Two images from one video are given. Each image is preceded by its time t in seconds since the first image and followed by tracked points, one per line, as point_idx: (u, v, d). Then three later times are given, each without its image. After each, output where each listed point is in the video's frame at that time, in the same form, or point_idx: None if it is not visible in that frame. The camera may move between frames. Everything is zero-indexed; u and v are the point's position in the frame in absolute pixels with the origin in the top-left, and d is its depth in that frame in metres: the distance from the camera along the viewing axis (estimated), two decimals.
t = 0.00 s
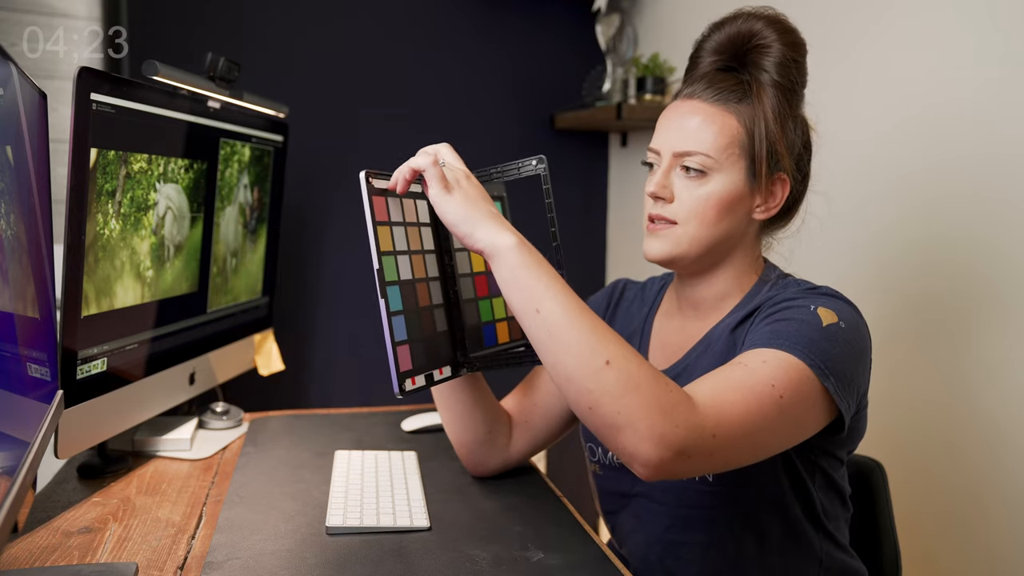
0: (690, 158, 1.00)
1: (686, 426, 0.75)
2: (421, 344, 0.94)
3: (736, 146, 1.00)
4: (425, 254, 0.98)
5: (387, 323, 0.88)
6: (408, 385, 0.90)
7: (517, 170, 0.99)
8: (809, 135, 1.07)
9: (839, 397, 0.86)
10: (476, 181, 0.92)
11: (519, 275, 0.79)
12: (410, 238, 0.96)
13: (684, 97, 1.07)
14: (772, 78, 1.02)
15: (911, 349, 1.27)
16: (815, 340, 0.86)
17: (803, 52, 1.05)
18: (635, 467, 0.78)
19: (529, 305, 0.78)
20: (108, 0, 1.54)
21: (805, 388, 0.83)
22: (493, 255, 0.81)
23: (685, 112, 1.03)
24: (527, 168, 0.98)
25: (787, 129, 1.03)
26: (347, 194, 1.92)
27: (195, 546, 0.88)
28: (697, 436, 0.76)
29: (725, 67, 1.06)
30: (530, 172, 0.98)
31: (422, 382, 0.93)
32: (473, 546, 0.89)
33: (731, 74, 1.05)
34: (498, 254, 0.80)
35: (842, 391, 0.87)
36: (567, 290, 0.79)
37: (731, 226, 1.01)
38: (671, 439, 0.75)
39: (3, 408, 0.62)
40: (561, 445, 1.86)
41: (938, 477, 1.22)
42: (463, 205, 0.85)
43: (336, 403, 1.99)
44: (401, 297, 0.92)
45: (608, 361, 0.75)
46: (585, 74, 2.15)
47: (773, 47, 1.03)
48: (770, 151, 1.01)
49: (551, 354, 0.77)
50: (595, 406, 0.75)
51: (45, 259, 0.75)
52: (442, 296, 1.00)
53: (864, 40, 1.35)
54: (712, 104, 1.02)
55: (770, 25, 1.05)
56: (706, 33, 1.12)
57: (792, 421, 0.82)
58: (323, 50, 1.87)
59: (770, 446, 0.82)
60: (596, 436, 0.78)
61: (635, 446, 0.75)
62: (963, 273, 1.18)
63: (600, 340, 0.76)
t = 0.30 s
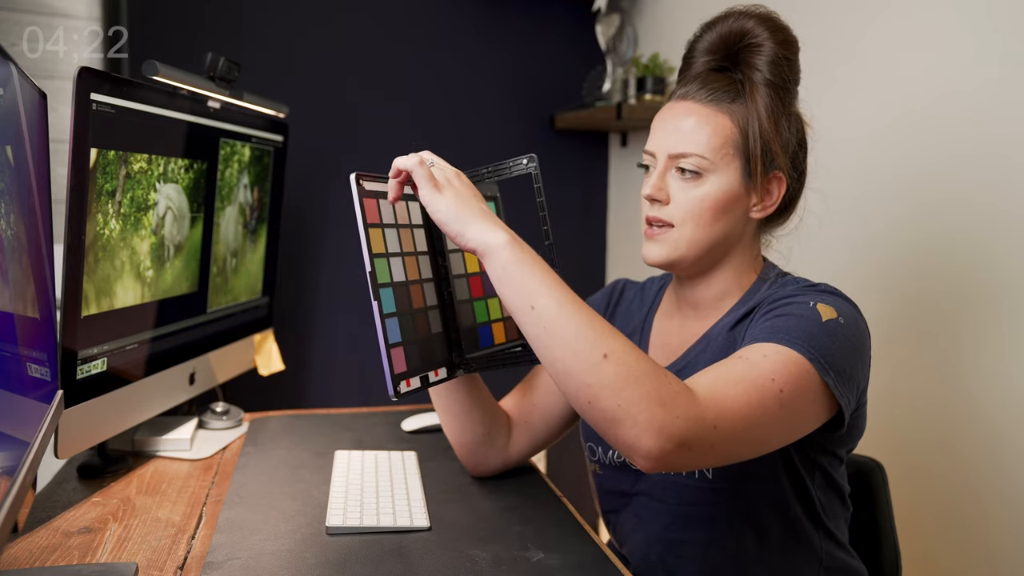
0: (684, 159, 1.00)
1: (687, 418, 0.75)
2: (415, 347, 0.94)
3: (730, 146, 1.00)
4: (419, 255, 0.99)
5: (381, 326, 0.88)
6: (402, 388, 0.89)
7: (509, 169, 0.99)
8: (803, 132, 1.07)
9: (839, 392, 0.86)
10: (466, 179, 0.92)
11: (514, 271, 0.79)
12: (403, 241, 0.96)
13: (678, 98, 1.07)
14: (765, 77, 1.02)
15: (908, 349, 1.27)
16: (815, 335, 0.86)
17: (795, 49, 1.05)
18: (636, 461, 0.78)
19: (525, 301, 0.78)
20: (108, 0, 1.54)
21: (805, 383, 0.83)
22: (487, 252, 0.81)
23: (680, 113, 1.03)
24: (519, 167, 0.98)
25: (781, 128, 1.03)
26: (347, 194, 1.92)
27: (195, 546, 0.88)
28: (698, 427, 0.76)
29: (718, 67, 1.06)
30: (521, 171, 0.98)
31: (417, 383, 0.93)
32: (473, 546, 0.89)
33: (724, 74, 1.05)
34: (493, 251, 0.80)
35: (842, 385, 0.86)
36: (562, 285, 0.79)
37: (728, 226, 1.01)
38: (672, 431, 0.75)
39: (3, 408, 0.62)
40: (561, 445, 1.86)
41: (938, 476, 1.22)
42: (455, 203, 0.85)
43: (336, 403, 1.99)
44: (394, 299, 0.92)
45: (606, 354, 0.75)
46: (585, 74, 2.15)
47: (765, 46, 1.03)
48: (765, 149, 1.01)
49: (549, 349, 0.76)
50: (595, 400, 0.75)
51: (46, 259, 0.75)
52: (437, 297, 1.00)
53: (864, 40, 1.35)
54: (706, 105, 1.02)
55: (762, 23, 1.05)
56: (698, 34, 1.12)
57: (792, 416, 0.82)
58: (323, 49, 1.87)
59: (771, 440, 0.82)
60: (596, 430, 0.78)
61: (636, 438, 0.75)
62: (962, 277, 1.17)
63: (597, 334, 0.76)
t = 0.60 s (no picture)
0: (682, 160, 1.00)
1: (685, 418, 0.75)
2: (416, 347, 0.94)
3: (727, 146, 1.00)
4: (421, 255, 0.99)
5: (381, 326, 0.88)
6: (403, 389, 0.89)
7: (513, 171, 0.99)
8: (801, 132, 1.07)
9: (839, 391, 0.86)
10: (464, 182, 0.92)
11: (512, 273, 0.79)
12: (404, 240, 0.96)
13: (675, 98, 1.07)
14: (762, 77, 1.02)
15: (906, 350, 1.27)
16: (814, 334, 0.86)
17: (792, 49, 1.05)
18: (636, 462, 0.78)
19: (523, 303, 0.78)
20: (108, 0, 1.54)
21: (804, 382, 0.83)
22: (484, 254, 0.81)
23: (677, 114, 1.03)
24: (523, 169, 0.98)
25: (779, 127, 1.03)
26: (347, 194, 1.92)
27: (195, 546, 0.88)
28: (697, 427, 0.76)
29: (716, 67, 1.06)
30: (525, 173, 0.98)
31: (417, 384, 0.93)
32: (473, 546, 0.89)
33: (722, 74, 1.05)
34: (490, 253, 0.80)
35: (841, 384, 0.87)
36: (560, 287, 0.79)
37: (726, 227, 1.01)
38: (671, 431, 0.75)
39: (3, 408, 0.62)
40: (561, 445, 1.86)
41: (938, 476, 1.22)
42: (453, 206, 0.85)
43: (336, 403, 1.99)
44: (396, 300, 0.92)
45: (604, 355, 0.75)
46: (585, 74, 2.15)
47: (762, 46, 1.04)
48: (763, 149, 1.01)
49: (546, 351, 0.76)
50: (593, 401, 0.75)
51: (46, 259, 0.75)
52: (438, 297, 1.00)
53: (863, 40, 1.35)
54: (704, 105, 1.02)
55: (759, 23, 1.05)
56: (696, 34, 1.12)
57: (792, 415, 0.82)
58: (323, 49, 1.87)
59: (770, 440, 0.82)
60: (595, 431, 0.77)
61: (635, 439, 0.75)
62: (960, 278, 1.18)
63: (596, 335, 0.76)
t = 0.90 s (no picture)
0: (681, 158, 1.00)
1: (686, 418, 0.75)
2: (418, 345, 0.94)
3: (725, 145, 1.00)
4: (420, 255, 0.99)
5: (382, 326, 0.88)
6: (407, 386, 0.90)
7: (509, 165, 1.01)
8: (798, 131, 1.07)
9: (840, 389, 0.86)
10: (468, 180, 0.91)
11: (514, 273, 0.79)
12: (404, 239, 0.96)
13: (672, 99, 1.07)
14: (759, 76, 1.02)
15: (904, 349, 1.28)
16: (813, 332, 0.86)
17: (788, 49, 1.06)
18: (637, 462, 0.78)
19: (524, 304, 0.78)
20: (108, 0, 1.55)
21: (804, 381, 0.83)
22: (486, 254, 0.81)
23: (675, 113, 1.03)
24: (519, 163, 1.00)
25: (776, 126, 1.03)
26: (347, 194, 1.93)
27: (195, 546, 0.88)
28: (697, 427, 0.76)
29: (713, 68, 1.06)
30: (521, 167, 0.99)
31: (420, 382, 0.93)
32: (473, 546, 0.89)
33: (719, 74, 1.05)
34: (493, 253, 0.80)
35: (841, 383, 0.86)
36: (562, 287, 0.79)
37: (725, 225, 1.01)
38: (671, 431, 0.75)
39: (3, 408, 0.62)
40: (561, 445, 1.86)
41: (937, 476, 1.22)
42: (456, 204, 0.85)
43: (336, 403, 1.99)
44: (397, 297, 0.92)
45: (605, 355, 0.75)
46: (585, 74, 2.15)
47: (759, 46, 1.04)
48: (760, 148, 1.01)
49: (548, 352, 0.76)
50: (594, 401, 0.75)
51: (45, 259, 0.75)
52: (438, 296, 1.00)
53: (864, 40, 1.35)
54: (701, 105, 1.02)
55: (755, 23, 1.05)
56: (692, 36, 1.12)
57: (792, 414, 0.82)
58: (323, 50, 1.87)
59: (771, 439, 0.82)
60: (596, 431, 0.77)
61: (635, 439, 0.75)
62: (954, 278, 1.18)
63: (597, 336, 0.76)
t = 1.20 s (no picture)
0: (677, 160, 1.00)
1: (684, 413, 0.75)
2: (415, 346, 0.94)
3: (721, 145, 1.00)
4: (419, 255, 0.99)
5: (380, 326, 0.88)
6: (402, 386, 0.89)
7: (509, 166, 1.00)
8: (793, 130, 1.07)
9: (837, 386, 0.86)
10: (465, 177, 0.91)
11: (512, 268, 0.79)
12: (403, 239, 0.96)
13: (668, 100, 1.07)
14: (753, 76, 1.02)
15: (902, 348, 1.28)
16: (812, 329, 0.86)
17: (782, 48, 1.06)
18: (635, 458, 0.78)
19: (522, 299, 0.77)
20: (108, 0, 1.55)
21: (803, 378, 0.83)
22: (484, 250, 0.81)
23: (670, 115, 1.03)
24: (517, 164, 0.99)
25: (771, 126, 1.03)
26: (347, 194, 1.93)
27: (195, 546, 0.88)
28: (696, 421, 0.76)
29: (707, 68, 1.07)
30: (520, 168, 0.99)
31: (417, 382, 0.92)
32: (473, 546, 0.89)
33: (712, 74, 1.05)
34: (491, 248, 0.80)
35: (840, 380, 0.87)
36: (560, 282, 0.79)
37: (723, 225, 1.01)
38: (670, 425, 0.75)
39: (3, 408, 0.62)
40: (561, 445, 1.86)
41: (937, 476, 1.22)
42: (454, 201, 0.85)
43: (336, 403, 1.99)
44: (394, 298, 0.92)
45: (603, 349, 0.75)
46: (585, 74, 2.15)
47: (753, 45, 1.04)
48: (756, 147, 1.01)
49: (546, 347, 0.76)
50: (593, 396, 0.75)
51: (45, 259, 0.75)
52: (437, 296, 1.00)
53: (863, 40, 1.35)
54: (696, 106, 1.02)
55: (748, 23, 1.05)
56: (685, 37, 1.12)
57: (790, 411, 0.82)
58: (323, 50, 1.87)
59: (770, 435, 0.82)
60: (594, 427, 0.77)
61: (634, 434, 0.75)
62: (949, 278, 1.19)
63: (595, 331, 0.76)
